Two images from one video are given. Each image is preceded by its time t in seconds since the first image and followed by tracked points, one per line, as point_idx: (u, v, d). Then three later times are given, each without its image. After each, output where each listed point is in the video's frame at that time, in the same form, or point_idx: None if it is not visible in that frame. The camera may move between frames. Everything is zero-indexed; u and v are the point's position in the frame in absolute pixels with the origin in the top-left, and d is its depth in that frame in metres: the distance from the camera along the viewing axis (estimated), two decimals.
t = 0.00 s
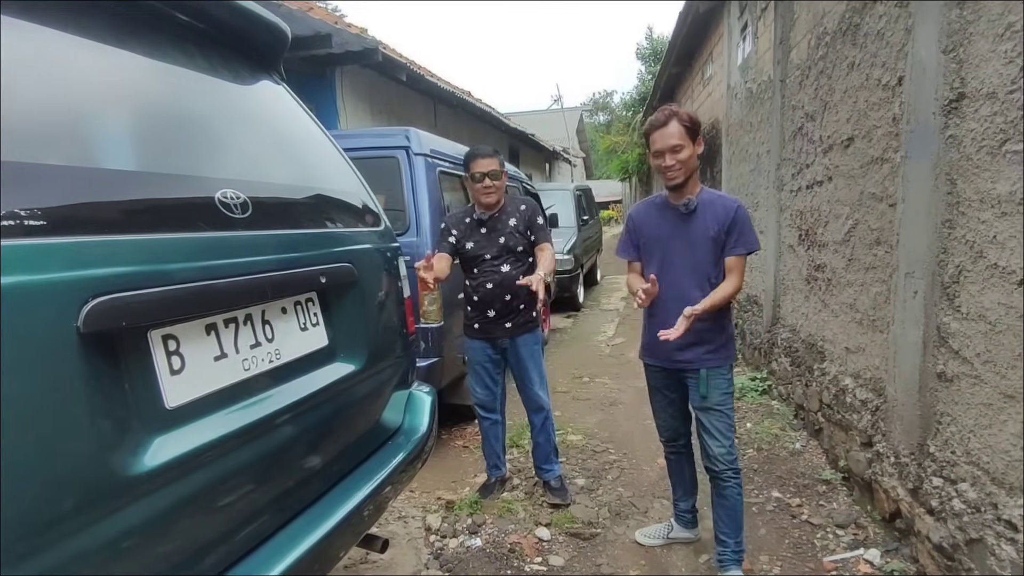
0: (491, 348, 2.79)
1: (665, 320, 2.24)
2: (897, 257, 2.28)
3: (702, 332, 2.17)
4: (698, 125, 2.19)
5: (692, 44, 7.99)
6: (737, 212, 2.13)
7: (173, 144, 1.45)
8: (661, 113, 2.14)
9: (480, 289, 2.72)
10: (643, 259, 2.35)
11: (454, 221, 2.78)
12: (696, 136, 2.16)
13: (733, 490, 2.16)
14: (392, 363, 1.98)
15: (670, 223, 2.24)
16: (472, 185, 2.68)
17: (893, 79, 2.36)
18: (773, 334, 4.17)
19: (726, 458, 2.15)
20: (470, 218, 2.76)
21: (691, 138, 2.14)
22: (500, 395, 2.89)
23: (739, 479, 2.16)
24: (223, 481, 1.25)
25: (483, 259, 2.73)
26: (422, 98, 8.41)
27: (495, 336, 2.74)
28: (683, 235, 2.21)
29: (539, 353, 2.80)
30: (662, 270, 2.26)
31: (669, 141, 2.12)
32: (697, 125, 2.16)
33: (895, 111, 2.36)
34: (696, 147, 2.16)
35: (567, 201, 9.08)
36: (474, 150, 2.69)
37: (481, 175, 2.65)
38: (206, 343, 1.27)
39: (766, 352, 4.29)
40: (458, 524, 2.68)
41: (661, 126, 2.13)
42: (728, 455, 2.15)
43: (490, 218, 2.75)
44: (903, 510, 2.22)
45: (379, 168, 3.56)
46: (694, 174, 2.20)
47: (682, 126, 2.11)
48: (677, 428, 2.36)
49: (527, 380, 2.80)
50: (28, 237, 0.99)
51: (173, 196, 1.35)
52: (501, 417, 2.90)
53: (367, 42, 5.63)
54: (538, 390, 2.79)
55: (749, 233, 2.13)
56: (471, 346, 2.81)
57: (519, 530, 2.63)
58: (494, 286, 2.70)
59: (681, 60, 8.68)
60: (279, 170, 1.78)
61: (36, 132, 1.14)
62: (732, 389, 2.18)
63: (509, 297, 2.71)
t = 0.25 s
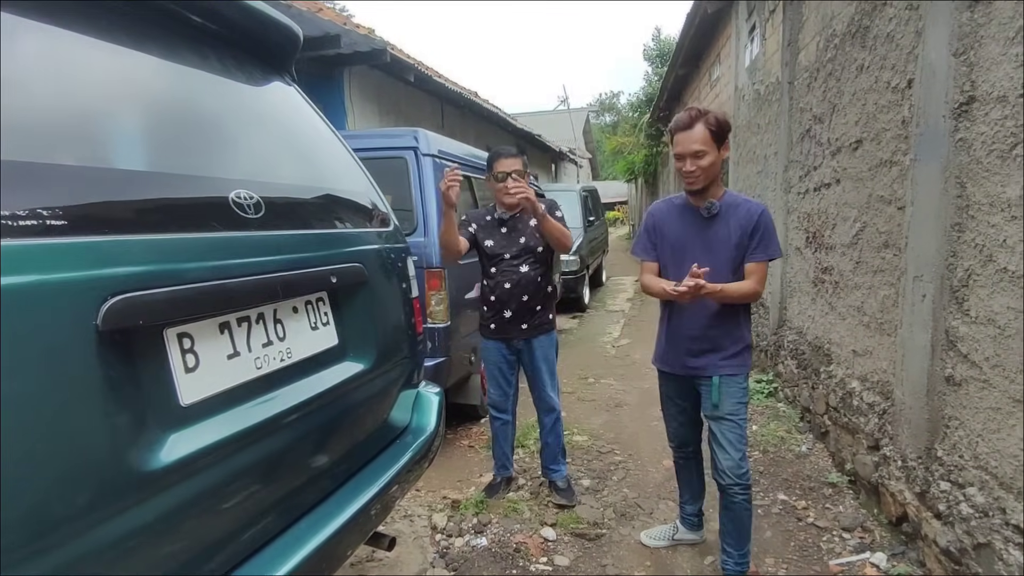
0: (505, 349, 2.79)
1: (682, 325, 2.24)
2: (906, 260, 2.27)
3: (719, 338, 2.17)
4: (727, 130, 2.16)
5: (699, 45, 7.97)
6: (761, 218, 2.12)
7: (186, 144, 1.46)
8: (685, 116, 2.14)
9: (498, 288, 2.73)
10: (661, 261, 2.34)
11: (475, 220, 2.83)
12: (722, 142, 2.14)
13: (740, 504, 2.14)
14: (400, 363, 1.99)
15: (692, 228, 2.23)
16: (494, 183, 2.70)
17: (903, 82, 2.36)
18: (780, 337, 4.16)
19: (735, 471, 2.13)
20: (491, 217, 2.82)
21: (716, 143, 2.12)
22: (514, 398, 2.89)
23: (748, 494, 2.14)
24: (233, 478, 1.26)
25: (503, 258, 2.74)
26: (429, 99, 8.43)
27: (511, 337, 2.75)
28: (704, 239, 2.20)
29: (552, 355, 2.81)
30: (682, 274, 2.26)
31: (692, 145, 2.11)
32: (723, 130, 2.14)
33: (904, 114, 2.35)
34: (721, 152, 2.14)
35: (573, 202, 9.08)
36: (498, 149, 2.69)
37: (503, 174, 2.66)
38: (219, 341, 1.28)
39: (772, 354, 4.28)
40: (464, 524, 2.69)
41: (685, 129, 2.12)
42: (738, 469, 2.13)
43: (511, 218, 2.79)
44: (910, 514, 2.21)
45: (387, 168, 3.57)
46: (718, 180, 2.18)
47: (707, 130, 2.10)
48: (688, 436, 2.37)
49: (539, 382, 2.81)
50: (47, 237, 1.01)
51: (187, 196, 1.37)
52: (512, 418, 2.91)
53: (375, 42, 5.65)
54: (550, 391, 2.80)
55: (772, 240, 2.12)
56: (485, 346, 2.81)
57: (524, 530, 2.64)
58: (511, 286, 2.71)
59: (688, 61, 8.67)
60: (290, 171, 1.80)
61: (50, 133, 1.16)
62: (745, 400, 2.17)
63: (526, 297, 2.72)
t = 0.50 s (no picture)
0: (522, 346, 2.82)
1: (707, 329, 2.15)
2: (913, 260, 2.28)
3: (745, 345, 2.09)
4: (768, 125, 2.02)
5: (708, 44, 7.95)
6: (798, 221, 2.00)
7: (201, 144, 1.49)
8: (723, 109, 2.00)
9: (519, 288, 2.75)
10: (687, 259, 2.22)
11: (498, 220, 2.82)
12: (761, 138, 2.01)
13: (754, 515, 2.11)
14: (409, 359, 2.02)
15: (723, 227, 2.11)
16: (518, 182, 2.71)
17: (911, 82, 2.36)
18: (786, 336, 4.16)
19: (753, 484, 2.08)
20: (515, 217, 2.81)
21: (755, 140, 1.99)
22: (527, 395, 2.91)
23: (762, 505, 2.11)
24: (247, 470, 1.29)
25: (526, 259, 2.76)
26: (437, 97, 8.46)
27: (529, 336, 2.78)
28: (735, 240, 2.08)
29: (569, 356, 2.82)
30: (708, 276, 2.15)
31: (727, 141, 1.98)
32: (763, 125, 2.00)
33: (912, 114, 2.35)
34: (760, 149, 2.01)
35: (580, 201, 9.08)
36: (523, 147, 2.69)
37: (527, 173, 2.67)
38: (235, 336, 1.31)
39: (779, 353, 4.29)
40: (471, 519, 2.72)
41: (721, 124, 2.00)
42: (756, 482, 2.08)
43: (535, 218, 2.78)
44: (915, 513, 2.22)
45: (396, 167, 3.60)
46: (755, 177, 2.06)
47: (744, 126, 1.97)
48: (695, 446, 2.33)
49: (554, 380, 2.82)
50: (72, 232, 1.04)
51: (204, 193, 1.40)
52: (523, 415, 2.92)
53: (384, 41, 5.68)
54: (565, 391, 2.81)
55: (809, 245, 2.00)
56: (502, 341, 2.84)
57: (530, 526, 2.66)
58: (533, 287, 2.73)
59: (697, 60, 8.65)
60: (302, 169, 1.83)
61: (71, 133, 1.19)
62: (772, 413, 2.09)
63: (547, 298, 2.74)
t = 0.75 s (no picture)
0: (526, 342, 2.85)
1: (714, 324, 2.09)
2: (912, 255, 2.30)
3: (754, 342, 2.02)
4: (792, 117, 1.94)
5: (711, 39, 7.95)
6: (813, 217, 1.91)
7: (210, 142, 1.53)
8: (748, 95, 1.91)
9: (525, 287, 2.78)
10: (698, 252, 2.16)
11: (503, 219, 2.85)
12: (783, 129, 1.92)
13: (755, 509, 2.09)
14: (414, 352, 2.06)
15: (734, 219, 2.03)
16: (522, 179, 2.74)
17: (910, 78, 2.38)
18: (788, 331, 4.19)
19: (756, 480, 2.06)
20: (519, 216, 2.82)
21: (776, 131, 1.91)
22: (527, 390, 2.92)
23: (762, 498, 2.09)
24: (259, 457, 1.34)
25: (531, 258, 2.79)
26: (442, 94, 8.49)
27: (533, 334, 2.82)
28: (746, 234, 2.01)
29: (575, 350, 2.88)
30: (717, 270, 2.08)
31: (747, 128, 1.90)
32: (787, 117, 1.91)
33: (911, 110, 2.37)
34: (781, 141, 1.93)
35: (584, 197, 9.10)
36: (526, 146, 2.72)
37: (531, 170, 2.70)
38: (247, 328, 1.35)
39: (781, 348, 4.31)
40: (474, 510, 2.76)
41: (744, 110, 1.91)
42: (759, 477, 2.06)
43: (540, 217, 2.80)
44: (912, 504, 2.25)
45: (401, 164, 3.64)
46: (771, 171, 1.97)
47: (768, 114, 1.88)
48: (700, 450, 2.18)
49: (561, 374, 2.87)
50: (93, 228, 1.09)
51: (215, 190, 1.45)
52: (522, 411, 2.95)
53: (389, 38, 5.71)
54: (570, 385, 2.86)
55: (823, 243, 1.91)
56: (506, 335, 2.89)
57: (533, 517, 2.71)
58: (538, 286, 2.76)
59: (701, 55, 8.65)
60: (309, 167, 1.87)
61: (87, 132, 1.24)
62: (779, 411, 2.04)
63: (552, 297, 2.77)
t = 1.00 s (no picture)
0: (517, 333, 2.92)
1: (712, 315, 2.10)
2: (898, 246, 2.36)
3: (752, 332, 2.03)
4: (783, 112, 1.96)
5: (709, 32, 7.97)
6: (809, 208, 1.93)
7: (215, 137, 1.59)
8: (739, 92, 1.94)
9: (512, 276, 2.83)
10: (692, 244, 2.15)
11: (486, 214, 2.91)
12: (774, 124, 1.94)
13: (744, 492, 2.14)
14: (413, 341, 2.12)
15: (729, 211, 2.03)
16: (502, 173, 2.80)
17: (898, 73, 2.43)
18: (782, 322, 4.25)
19: (747, 465, 2.10)
20: (501, 207, 2.88)
21: (766, 126, 1.93)
22: (523, 379, 3.01)
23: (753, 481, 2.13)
24: (265, 439, 1.40)
25: (515, 247, 2.84)
26: (441, 87, 8.52)
27: (523, 323, 2.87)
28: (742, 225, 2.01)
29: (563, 339, 2.91)
30: (713, 261, 2.08)
31: (737, 124, 1.92)
32: (778, 111, 1.93)
33: (899, 104, 2.43)
34: (772, 135, 1.95)
35: (583, 190, 9.15)
36: (504, 138, 2.77)
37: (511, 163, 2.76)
38: (253, 315, 1.41)
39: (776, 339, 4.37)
40: (473, 496, 2.83)
41: (734, 107, 1.94)
42: (750, 462, 2.10)
43: (521, 207, 2.86)
44: (896, 487, 2.32)
45: (400, 158, 3.69)
46: (765, 166, 1.99)
47: (758, 109, 1.91)
48: (698, 440, 2.12)
49: (550, 364, 2.91)
50: (109, 221, 1.15)
51: (220, 184, 1.51)
52: (520, 399, 3.04)
53: (387, 33, 5.74)
54: (560, 375, 2.90)
55: (818, 233, 1.94)
56: (497, 329, 2.94)
57: (530, 502, 2.78)
58: (524, 274, 2.82)
59: (699, 48, 8.68)
60: (309, 161, 1.93)
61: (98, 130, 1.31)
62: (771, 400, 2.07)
63: (539, 284, 2.82)
